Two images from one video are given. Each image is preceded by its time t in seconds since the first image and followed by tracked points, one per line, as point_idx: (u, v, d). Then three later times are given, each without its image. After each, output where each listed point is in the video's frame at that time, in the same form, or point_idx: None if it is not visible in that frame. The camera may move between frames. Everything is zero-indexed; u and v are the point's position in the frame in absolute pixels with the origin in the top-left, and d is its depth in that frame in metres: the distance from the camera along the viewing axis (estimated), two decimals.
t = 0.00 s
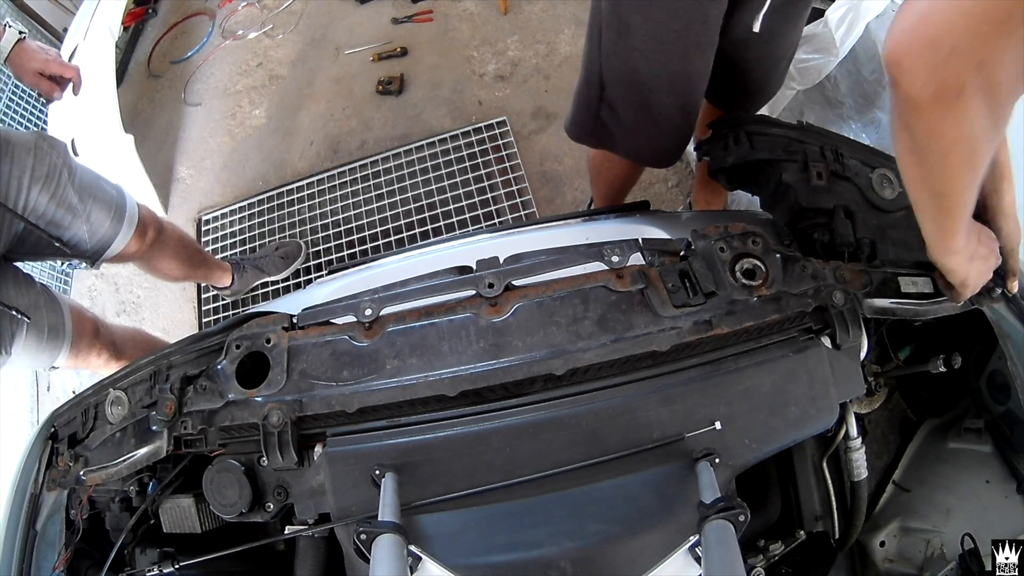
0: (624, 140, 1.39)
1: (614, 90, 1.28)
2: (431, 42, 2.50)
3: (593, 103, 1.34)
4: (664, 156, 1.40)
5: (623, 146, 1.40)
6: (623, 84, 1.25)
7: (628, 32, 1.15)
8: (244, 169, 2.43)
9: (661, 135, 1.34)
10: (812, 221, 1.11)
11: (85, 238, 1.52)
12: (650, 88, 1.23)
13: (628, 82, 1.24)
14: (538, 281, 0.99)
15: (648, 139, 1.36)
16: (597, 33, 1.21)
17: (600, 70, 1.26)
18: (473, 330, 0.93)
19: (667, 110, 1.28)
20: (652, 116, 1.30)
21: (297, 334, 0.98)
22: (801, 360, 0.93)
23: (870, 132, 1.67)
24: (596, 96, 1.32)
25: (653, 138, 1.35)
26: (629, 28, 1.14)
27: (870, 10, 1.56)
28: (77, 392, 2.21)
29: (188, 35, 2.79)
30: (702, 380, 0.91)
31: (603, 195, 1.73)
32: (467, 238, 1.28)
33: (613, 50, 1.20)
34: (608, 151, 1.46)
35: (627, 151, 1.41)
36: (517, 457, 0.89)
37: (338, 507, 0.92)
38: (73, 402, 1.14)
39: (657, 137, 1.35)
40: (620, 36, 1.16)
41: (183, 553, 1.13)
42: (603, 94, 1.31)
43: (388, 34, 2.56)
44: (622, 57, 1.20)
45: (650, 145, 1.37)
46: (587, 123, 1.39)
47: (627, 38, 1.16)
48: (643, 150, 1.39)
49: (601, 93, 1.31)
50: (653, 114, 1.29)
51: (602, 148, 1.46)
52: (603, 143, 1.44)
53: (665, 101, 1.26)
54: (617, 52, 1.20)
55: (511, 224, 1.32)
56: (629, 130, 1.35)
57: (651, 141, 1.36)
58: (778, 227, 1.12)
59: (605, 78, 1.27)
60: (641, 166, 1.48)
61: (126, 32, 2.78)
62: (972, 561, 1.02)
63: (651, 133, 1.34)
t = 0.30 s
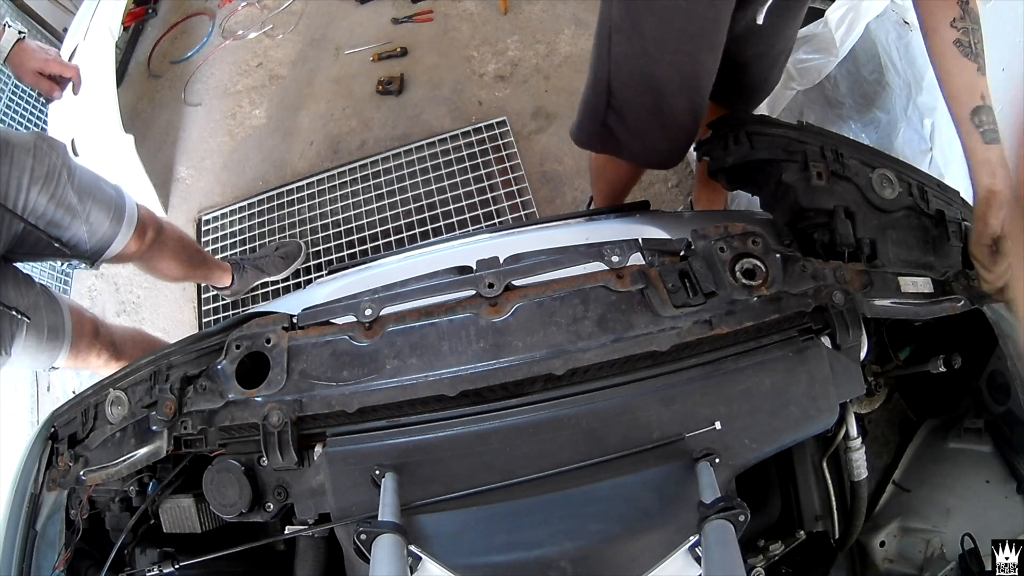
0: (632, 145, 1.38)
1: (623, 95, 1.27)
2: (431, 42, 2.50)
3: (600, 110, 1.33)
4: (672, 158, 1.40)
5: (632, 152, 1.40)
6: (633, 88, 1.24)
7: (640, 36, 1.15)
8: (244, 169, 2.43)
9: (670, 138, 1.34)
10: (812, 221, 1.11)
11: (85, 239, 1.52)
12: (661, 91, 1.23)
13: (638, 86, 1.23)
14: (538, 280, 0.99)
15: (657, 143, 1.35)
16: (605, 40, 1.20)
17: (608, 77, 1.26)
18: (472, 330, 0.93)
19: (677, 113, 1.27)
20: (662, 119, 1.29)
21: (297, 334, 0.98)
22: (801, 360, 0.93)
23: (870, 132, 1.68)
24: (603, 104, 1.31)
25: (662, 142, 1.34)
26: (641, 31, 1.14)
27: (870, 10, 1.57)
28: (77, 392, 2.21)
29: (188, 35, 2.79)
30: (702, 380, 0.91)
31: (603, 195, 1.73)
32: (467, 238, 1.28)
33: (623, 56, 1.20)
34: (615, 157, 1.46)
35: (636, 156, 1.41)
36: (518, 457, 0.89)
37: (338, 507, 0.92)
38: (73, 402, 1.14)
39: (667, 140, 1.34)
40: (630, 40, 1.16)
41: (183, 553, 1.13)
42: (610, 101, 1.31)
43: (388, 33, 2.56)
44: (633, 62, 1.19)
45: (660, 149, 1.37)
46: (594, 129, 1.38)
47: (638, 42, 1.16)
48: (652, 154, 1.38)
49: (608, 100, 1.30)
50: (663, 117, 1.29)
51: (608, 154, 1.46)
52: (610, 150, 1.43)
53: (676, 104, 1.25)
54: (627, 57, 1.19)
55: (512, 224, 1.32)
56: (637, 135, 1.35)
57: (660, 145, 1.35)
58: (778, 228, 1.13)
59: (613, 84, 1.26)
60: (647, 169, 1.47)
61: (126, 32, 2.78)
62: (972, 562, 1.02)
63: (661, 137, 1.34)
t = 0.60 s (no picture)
0: (627, 145, 1.38)
1: (617, 96, 1.26)
2: (431, 42, 2.50)
3: (594, 111, 1.32)
4: (667, 159, 1.40)
5: (627, 152, 1.40)
6: (626, 89, 1.24)
7: (632, 36, 1.14)
8: (244, 169, 2.43)
9: (665, 138, 1.34)
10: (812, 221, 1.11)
11: (85, 239, 1.52)
12: (654, 91, 1.22)
13: (631, 86, 1.23)
14: (538, 280, 0.99)
15: (652, 143, 1.35)
16: (597, 40, 1.20)
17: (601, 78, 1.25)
18: (472, 330, 0.93)
19: (671, 114, 1.27)
20: (657, 119, 1.29)
21: (297, 334, 0.98)
22: (801, 360, 0.93)
23: (870, 132, 1.68)
24: (597, 104, 1.31)
25: (657, 141, 1.34)
26: (633, 31, 1.13)
27: (870, 10, 1.56)
28: (77, 392, 2.21)
29: (188, 35, 2.79)
30: (703, 380, 0.91)
31: (603, 196, 1.73)
32: (467, 238, 1.28)
33: (616, 56, 1.19)
34: (610, 157, 1.45)
35: (631, 156, 1.40)
36: (518, 457, 0.89)
37: (338, 507, 0.92)
38: (73, 402, 1.14)
39: (662, 140, 1.34)
40: (622, 40, 1.15)
41: (183, 553, 1.13)
42: (604, 102, 1.30)
43: (388, 34, 2.56)
44: (625, 62, 1.19)
45: (655, 149, 1.36)
46: (588, 130, 1.38)
47: (631, 43, 1.15)
48: (648, 155, 1.38)
49: (602, 100, 1.29)
50: (657, 117, 1.28)
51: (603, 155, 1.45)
52: (605, 151, 1.43)
53: (669, 105, 1.25)
54: (620, 58, 1.18)
55: (511, 224, 1.32)
56: (632, 135, 1.34)
57: (655, 145, 1.35)
58: (778, 227, 1.13)
59: (606, 85, 1.25)
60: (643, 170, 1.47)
61: (125, 32, 2.78)
62: (972, 561, 1.02)
63: (656, 136, 1.33)
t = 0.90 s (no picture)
0: (629, 152, 1.37)
1: (619, 104, 1.25)
2: (431, 42, 2.50)
3: (595, 120, 1.31)
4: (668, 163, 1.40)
5: (628, 158, 1.39)
6: (629, 96, 1.23)
7: (636, 44, 1.12)
8: (244, 169, 2.43)
9: (666, 141, 1.34)
10: (812, 221, 1.11)
11: (86, 238, 1.52)
12: (658, 96, 1.22)
13: (635, 93, 1.22)
14: (538, 280, 0.98)
15: (654, 147, 1.35)
16: (598, 51, 1.17)
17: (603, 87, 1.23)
18: (472, 330, 0.93)
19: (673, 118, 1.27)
20: (658, 124, 1.29)
21: (297, 334, 0.98)
22: (801, 360, 0.93)
23: (870, 132, 1.67)
24: (598, 113, 1.29)
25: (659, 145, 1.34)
26: (637, 39, 1.11)
27: (870, 10, 1.57)
28: (77, 392, 2.22)
29: (188, 35, 2.79)
30: (703, 380, 0.91)
31: (604, 196, 1.73)
32: (466, 238, 1.28)
33: (619, 65, 1.17)
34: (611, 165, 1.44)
35: (634, 162, 1.39)
36: (518, 457, 0.89)
37: (338, 507, 0.92)
38: (73, 402, 1.14)
39: (663, 144, 1.34)
40: (625, 49, 1.13)
41: (183, 553, 1.13)
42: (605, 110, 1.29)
43: (388, 34, 2.56)
44: (629, 70, 1.17)
45: (656, 154, 1.36)
46: (590, 138, 1.36)
47: (635, 51, 1.13)
48: (649, 160, 1.38)
49: (604, 109, 1.28)
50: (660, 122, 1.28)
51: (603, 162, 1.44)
52: (605, 158, 1.41)
53: (672, 109, 1.25)
54: (623, 66, 1.17)
55: (511, 224, 1.32)
56: (634, 141, 1.34)
57: (657, 149, 1.35)
58: (778, 227, 1.13)
59: (608, 93, 1.24)
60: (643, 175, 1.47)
61: (126, 32, 2.78)
62: (972, 562, 1.02)
63: (658, 140, 1.33)
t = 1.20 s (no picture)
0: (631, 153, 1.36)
1: (621, 104, 1.24)
2: (431, 42, 2.50)
3: (598, 119, 1.30)
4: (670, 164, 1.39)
5: (630, 160, 1.38)
6: (631, 97, 1.22)
7: (638, 44, 1.11)
8: (244, 169, 2.43)
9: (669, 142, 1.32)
10: (812, 221, 1.10)
11: (86, 236, 1.52)
12: (661, 97, 1.20)
13: (637, 94, 1.21)
14: (538, 280, 0.99)
15: (655, 149, 1.33)
16: (602, 49, 1.16)
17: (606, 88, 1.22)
18: (473, 330, 0.93)
19: (676, 119, 1.25)
20: (661, 125, 1.27)
21: (297, 334, 0.98)
22: (801, 360, 0.93)
23: (870, 132, 1.67)
24: (600, 113, 1.28)
25: (661, 147, 1.32)
26: (639, 39, 1.10)
27: (870, 10, 1.58)
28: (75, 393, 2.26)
29: (188, 35, 2.79)
30: (702, 380, 0.91)
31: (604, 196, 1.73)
32: (467, 238, 1.28)
33: (622, 65, 1.16)
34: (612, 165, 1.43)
35: (635, 163, 1.38)
36: (518, 457, 0.89)
37: (338, 507, 0.92)
38: (73, 402, 1.14)
39: (665, 146, 1.33)
40: (629, 50, 1.13)
41: (183, 553, 1.13)
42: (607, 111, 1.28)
43: (388, 34, 2.56)
44: (631, 71, 1.16)
45: (658, 156, 1.35)
46: (591, 139, 1.35)
47: (638, 50, 1.12)
48: (651, 161, 1.37)
49: (606, 109, 1.27)
50: (663, 124, 1.26)
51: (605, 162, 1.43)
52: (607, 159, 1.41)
53: (675, 111, 1.23)
54: (626, 67, 1.16)
55: (511, 224, 1.32)
56: (636, 142, 1.33)
57: (659, 151, 1.33)
58: (778, 227, 1.13)
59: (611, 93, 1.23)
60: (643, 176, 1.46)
61: (126, 32, 2.78)
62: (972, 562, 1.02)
63: (659, 142, 1.32)
